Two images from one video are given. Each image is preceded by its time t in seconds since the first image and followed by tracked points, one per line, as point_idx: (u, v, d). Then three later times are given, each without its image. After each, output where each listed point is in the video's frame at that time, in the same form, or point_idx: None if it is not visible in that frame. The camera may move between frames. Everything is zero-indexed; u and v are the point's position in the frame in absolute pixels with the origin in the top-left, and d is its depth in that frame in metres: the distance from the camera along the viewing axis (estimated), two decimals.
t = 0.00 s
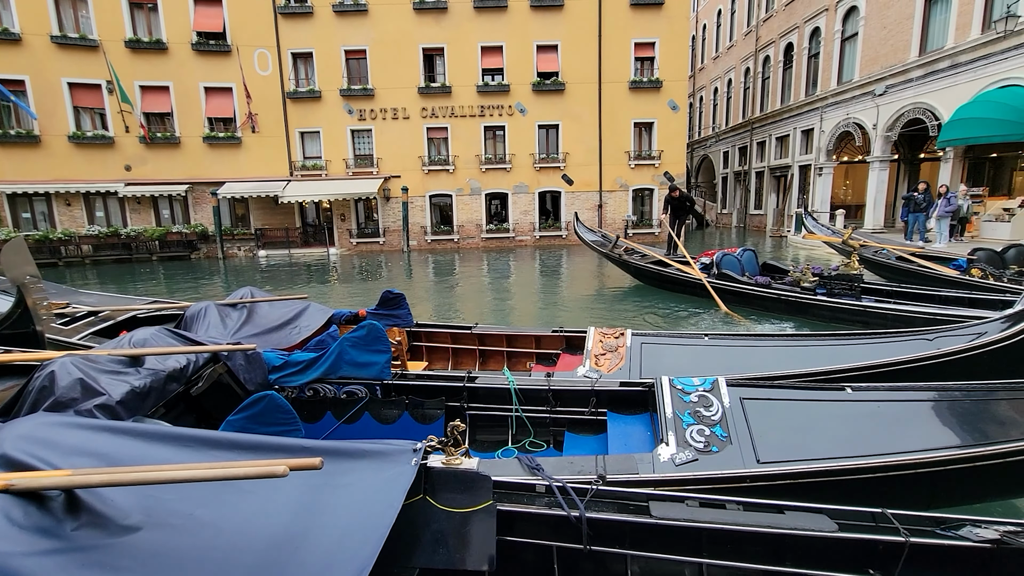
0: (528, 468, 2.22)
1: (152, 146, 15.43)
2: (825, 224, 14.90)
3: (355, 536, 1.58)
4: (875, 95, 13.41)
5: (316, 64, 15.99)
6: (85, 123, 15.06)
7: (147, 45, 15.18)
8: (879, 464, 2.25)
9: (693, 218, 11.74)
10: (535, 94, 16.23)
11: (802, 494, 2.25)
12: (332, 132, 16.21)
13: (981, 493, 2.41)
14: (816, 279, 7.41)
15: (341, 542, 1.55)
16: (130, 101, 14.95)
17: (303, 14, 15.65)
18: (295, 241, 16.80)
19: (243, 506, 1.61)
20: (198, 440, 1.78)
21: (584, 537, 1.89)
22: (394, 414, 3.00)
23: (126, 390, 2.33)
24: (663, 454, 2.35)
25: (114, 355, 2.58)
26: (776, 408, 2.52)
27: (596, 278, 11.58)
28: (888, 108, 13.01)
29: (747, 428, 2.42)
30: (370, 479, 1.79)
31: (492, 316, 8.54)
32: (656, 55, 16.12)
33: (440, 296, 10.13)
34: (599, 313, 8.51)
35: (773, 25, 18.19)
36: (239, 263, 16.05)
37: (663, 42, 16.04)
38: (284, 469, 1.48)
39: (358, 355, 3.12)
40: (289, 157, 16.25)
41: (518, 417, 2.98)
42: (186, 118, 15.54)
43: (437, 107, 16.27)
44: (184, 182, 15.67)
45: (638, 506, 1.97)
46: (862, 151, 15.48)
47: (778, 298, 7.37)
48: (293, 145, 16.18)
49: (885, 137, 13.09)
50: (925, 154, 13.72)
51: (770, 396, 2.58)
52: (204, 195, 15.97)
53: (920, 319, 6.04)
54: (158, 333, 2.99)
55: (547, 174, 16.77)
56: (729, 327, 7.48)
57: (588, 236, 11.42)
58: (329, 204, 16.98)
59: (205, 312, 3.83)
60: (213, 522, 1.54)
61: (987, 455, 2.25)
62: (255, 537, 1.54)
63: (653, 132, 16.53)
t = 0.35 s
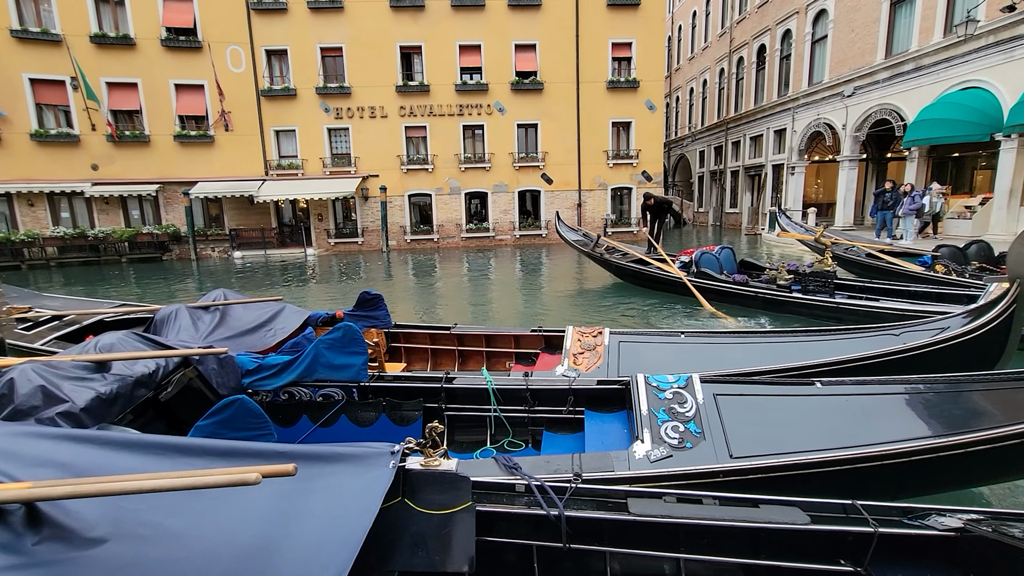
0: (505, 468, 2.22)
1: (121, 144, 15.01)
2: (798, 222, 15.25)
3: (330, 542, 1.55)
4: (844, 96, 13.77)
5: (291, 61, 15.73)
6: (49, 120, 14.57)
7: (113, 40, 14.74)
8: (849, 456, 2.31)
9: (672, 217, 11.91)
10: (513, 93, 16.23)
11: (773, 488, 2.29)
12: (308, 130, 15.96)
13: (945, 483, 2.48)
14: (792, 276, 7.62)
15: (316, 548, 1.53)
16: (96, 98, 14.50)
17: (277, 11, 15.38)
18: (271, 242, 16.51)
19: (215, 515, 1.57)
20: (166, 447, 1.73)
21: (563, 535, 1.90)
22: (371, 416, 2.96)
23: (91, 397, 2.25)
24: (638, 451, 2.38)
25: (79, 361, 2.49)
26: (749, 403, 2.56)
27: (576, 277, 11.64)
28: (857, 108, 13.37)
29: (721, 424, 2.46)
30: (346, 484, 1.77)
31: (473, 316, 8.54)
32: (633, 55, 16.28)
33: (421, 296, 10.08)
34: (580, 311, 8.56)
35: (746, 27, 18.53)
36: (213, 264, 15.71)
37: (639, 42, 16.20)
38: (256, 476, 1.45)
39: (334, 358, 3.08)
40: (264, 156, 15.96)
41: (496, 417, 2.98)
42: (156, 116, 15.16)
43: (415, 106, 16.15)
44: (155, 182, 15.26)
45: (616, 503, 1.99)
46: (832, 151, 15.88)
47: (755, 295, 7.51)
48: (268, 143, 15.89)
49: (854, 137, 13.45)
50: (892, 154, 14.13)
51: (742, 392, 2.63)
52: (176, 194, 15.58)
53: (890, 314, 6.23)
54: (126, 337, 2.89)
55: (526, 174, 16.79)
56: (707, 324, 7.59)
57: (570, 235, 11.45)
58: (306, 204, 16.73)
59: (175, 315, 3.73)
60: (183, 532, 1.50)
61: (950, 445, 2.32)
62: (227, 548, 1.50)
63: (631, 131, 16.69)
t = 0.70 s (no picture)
0: (476, 469, 2.21)
1: (81, 143, 14.50)
2: (767, 220, 15.64)
3: (296, 548, 1.53)
4: (809, 97, 14.15)
5: (260, 58, 15.37)
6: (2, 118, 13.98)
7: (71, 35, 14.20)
8: (810, 449, 2.36)
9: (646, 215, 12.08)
10: (488, 93, 16.21)
11: (740, 482, 2.32)
12: (279, 129, 15.65)
13: (905, 473, 2.54)
14: (763, 273, 7.81)
15: (281, 556, 1.50)
16: (54, 95, 13.98)
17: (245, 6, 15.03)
18: (242, 243, 16.13)
19: (176, 527, 1.52)
20: (123, 458, 1.67)
21: (535, 534, 1.90)
22: (342, 420, 2.91)
23: (43, 408, 2.16)
24: (608, 450, 2.41)
25: (31, 369, 2.38)
26: (715, 400, 2.61)
27: (553, 276, 11.68)
28: (821, 109, 13.75)
29: (688, 421, 2.50)
30: (313, 489, 1.74)
31: (452, 316, 8.51)
32: (606, 56, 16.43)
33: (397, 297, 9.99)
34: (556, 310, 8.59)
35: (716, 29, 18.88)
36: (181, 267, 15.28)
37: (612, 43, 16.36)
38: (216, 485, 1.40)
39: (303, 361, 3.02)
40: (233, 155, 15.58)
41: (468, 418, 2.97)
42: (118, 114, 14.67)
43: (389, 105, 15.98)
44: (118, 182, 14.77)
45: (588, 499, 2.00)
46: (798, 150, 16.31)
47: (728, 292, 7.66)
48: (237, 142, 15.54)
49: (819, 137, 13.84)
50: (855, 154, 14.58)
51: (710, 389, 2.67)
52: (140, 195, 15.11)
53: (857, 309, 6.43)
54: (82, 344, 2.78)
55: (502, 173, 16.79)
56: (681, 321, 7.72)
57: (548, 234, 11.55)
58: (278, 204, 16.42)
59: (138, 319, 3.61)
60: (142, 547, 1.45)
61: (908, 436, 2.38)
62: (189, 562, 1.45)
63: (605, 131, 16.83)
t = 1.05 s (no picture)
0: (448, 470, 2.20)
1: (40, 142, 13.98)
2: (739, 218, 15.96)
3: (264, 553, 1.51)
4: (778, 99, 14.49)
5: (230, 54, 15.02)
6: None
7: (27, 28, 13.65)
8: (775, 443, 2.41)
9: (623, 215, 12.22)
10: (463, 92, 16.15)
11: (708, 477, 2.36)
12: (251, 128, 15.33)
13: (865, 464, 2.63)
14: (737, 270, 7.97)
15: (247, 561, 1.48)
16: (11, 91, 13.44)
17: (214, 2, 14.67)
18: (212, 244, 15.76)
19: (136, 537, 1.48)
20: (79, 467, 1.61)
21: (507, 533, 1.90)
22: (312, 424, 2.87)
23: None
24: (578, 448, 2.43)
25: None
26: (684, 396, 2.65)
27: (531, 275, 11.72)
28: (790, 111, 14.12)
29: (657, 418, 2.54)
30: (281, 493, 1.71)
31: (430, 316, 8.46)
32: (581, 56, 16.55)
33: (374, 297, 9.90)
34: (534, 309, 8.63)
35: (688, 31, 19.20)
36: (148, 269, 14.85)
37: (586, 44, 16.48)
38: (177, 491, 1.37)
39: (272, 364, 2.97)
40: (202, 154, 15.20)
41: (442, 419, 2.95)
42: (80, 112, 14.19)
43: (363, 103, 15.78)
44: (81, 182, 14.27)
45: (559, 497, 2.01)
46: (768, 151, 16.68)
47: (703, 288, 7.81)
48: (206, 141, 15.16)
49: (788, 137, 14.18)
50: (822, 154, 14.98)
51: (678, 385, 2.73)
52: (105, 195, 14.63)
53: (825, 304, 6.61)
54: (36, 351, 2.66)
55: (478, 173, 16.76)
56: (657, 318, 7.83)
57: (527, 234, 11.61)
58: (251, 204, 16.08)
59: (100, 323, 3.49)
60: (97, 558, 1.40)
61: (866, 428, 2.47)
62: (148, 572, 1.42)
63: (581, 131, 16.94)
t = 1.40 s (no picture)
0: (416, 470, 2.19)
1: None
2: (710, 216, 16.27)
3: (226, 557, 1.49)
4: (746, 99, 14.82)
5: (194, 48, 14.58)
6: None
7: None
8: (738, 435, 2.47)
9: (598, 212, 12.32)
10: (437, 89, 16.03)
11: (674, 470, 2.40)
12: (218, 123, 14.93)
13: (825, 454, 2.70)
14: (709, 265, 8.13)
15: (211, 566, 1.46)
16: None
17: None
18: (178, 244, 15.31)
19: (93, 545, 1.44)
20: (30, 475, 1.56)
21: (477, 531, 1.90)
22: (280, 426, 2.85)
23: None
24: (546, 444, 2.45)
25: None
26: (649, 391, 2.71)
27: (506, 273, 11.73)
28: (757, 111, 14.45)
29: (624, 413, 2.58)
30: (246, 497, 1.69)
31: (406, 315, 8.39)
32: (554, 55, 16.63)
33: (348, 296, 9.77)
34: (510, 307, 8.65)
35: (659, 32, 19.47)
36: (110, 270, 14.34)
37: (560, 43, 16.54)
38: (133, 497, 1.32)
39: (237, 366, 2.86)
40: (166, 151, 14.75)
41: (412, 419, 2.94)
42: (35, 105, 13.62)
43: (335, 100, 15.50)
44: (36, 179, 13.69)
45: (528, 494, 2.01)
46: (737, 151, 17.04)
47: (677, 283, 7.93)
48: (171, 137, 14.71)
49: (755, 137, 14.50)
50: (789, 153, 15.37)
51: (645, 381, 2.77)
52: (62, 193, 14.07)
53: (793, 298, 6.79)
54: None
55: (453, 171, 16.66)
56: (632, 314, 7.94)
57: (503, 230, 11.61)
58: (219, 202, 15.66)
59: (55, 326, 3.34)
60: (48, 570, 1.35)
61: (822, 420, 2.53)
62: None
63: (555, 130, 17.02)
